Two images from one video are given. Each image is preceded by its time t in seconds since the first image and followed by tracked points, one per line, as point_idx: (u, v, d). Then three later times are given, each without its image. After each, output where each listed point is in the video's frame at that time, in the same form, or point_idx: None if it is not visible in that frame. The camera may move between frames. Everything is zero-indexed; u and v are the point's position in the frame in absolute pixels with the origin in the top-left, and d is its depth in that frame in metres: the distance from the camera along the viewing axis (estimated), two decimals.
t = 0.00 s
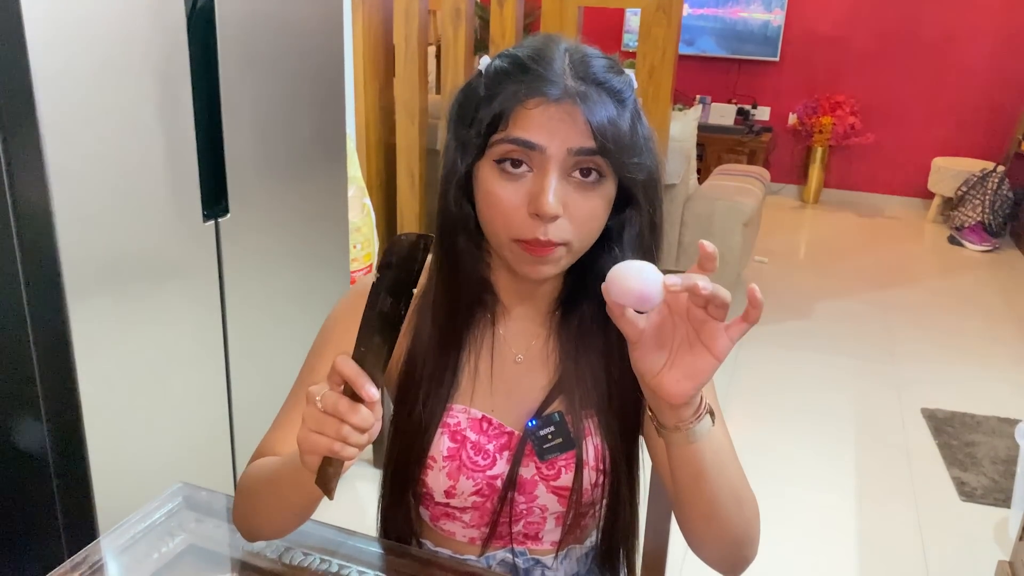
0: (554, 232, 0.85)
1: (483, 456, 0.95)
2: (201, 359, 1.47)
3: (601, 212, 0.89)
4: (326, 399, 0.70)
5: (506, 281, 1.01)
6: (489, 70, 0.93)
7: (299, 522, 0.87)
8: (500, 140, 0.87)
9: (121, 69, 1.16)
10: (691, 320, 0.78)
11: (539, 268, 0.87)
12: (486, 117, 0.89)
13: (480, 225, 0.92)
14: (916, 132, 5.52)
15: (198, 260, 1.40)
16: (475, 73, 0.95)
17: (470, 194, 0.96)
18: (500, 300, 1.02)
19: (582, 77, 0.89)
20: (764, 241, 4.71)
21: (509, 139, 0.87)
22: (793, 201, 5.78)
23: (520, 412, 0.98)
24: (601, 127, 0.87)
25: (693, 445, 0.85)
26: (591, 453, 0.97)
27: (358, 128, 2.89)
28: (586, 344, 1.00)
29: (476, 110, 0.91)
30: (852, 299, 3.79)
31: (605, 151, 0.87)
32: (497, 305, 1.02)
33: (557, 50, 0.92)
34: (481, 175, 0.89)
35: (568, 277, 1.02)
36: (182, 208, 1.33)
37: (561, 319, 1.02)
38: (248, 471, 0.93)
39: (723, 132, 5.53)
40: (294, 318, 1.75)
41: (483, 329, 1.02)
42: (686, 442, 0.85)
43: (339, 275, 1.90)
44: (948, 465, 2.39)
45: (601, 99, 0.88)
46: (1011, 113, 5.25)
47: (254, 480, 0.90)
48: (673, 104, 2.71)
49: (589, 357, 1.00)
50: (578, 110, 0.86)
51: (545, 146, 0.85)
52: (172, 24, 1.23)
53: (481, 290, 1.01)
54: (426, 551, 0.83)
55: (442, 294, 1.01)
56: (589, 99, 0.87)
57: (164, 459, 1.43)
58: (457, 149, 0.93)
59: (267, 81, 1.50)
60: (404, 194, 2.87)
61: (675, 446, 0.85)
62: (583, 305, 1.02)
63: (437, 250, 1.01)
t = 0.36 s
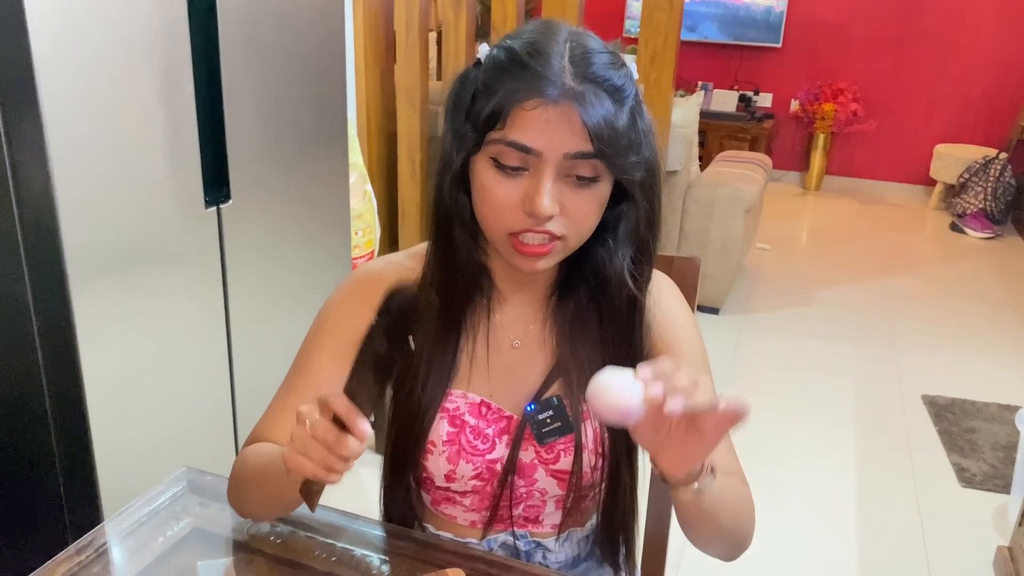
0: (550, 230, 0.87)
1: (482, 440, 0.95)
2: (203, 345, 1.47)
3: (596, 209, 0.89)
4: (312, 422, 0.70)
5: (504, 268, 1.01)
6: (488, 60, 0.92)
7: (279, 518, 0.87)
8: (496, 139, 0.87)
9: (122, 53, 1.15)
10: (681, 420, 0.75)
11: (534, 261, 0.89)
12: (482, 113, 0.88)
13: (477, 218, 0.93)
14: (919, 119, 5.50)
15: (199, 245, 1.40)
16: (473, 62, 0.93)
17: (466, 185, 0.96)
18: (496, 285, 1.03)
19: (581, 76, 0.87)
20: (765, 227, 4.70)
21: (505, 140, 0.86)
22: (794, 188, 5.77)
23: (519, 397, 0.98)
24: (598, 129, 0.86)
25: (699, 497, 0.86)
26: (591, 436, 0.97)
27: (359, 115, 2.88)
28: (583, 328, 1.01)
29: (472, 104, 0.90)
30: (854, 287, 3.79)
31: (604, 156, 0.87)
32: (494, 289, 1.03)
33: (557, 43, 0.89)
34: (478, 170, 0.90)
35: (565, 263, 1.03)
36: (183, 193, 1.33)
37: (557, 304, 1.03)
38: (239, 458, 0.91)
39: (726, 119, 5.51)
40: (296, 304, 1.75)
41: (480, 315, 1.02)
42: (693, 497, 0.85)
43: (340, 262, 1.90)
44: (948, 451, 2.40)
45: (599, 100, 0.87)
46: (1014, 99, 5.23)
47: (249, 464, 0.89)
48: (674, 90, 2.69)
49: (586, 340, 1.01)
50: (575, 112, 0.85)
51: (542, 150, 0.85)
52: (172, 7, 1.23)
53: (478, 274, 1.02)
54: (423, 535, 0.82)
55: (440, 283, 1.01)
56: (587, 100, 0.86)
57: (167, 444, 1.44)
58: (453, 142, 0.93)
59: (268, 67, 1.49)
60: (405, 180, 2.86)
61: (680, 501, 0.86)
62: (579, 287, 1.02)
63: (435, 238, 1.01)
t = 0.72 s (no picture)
0: (543, 235, 0.86)
1: (482, 419, 0.95)
2: (207, 327, 1.47)
3: (591, 213, 0.87)
4: (361, 544, 0.76)
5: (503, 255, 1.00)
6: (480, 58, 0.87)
7: (262, 497, 0.87)
8: (489, 148, 0.84)
9: (122, 33, 1.14)
10: None
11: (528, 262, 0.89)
12: (475, 119, 0.85)
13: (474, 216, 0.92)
14: (923, 100, 5.46)
15: (202, 227, 1.40)
16: (469, 57, 0.88)
17: (464, 182, 0.94)
18: (495, 269, 1.02)
19: (577, 82, 0.82)
20: (768, 210, 4.68)
21: (498, 149, 0.83)
22: (797, 170, 5.74)
23: (519, 376, 0.98)
24: (594, 140, 0.82)
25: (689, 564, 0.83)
26: (590, 416, 0.97)
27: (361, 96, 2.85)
28: (583, 311, 0.99)
29: (466, 106, 0.86)
30: (857, 269, 3.78)
31: (598, 168, 0.83)
32: (493, 273, 1.03)
33: (553, 43, 0.83)
34: (473, 173, 0.87)
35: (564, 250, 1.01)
36: (185, 175, 1.32)
37: (557, 288, 1.01)
38: (236, 433, 0.92)
39: (729, 100, 5.47)
40: (298, 286, 1.74)
41: (479, 299, 1.02)
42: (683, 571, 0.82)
43: (342, 244, 1.89)
44: (949, 433, 2.41)
45: (595, 109, 0.82)
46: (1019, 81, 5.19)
47: (250, 434, 0.91)
48: (678, 72, 2.67)
49: (584, 321, 0.99)
50: (568, 126, 0.81)
51: (534, 163, 0.82)
52: None
53: (476, 262, 1.01)
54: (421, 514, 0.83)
55: (437, 278, 1.00)
56: (582, 112, 0.81)
57: (171, 426, 1.44)
58: (448, 142, 0.90)
59: (270, 47, 1.48)
60: (407, 163, 2.85)
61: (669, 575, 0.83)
62: (578, 271, 1.01)
63: (432, 231, 1.00)
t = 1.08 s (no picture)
0: (544, 204, 0.85)
1: (487, 377, 0.97)
2: (212, 289, 1.48)
3: (591, 179, 0.86)
4: (388, 499, 0.76)
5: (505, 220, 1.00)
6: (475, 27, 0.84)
7: (288, 453, 0.89)
8: (488, 118, 0.82)
9: None
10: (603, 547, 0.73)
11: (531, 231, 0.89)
12: (472, 90, 0.83)
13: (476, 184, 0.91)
14: (927, 63, 5.41)
15: (205, 189, 1.40)
16: (464, 25, 0.86)
17: (465, 152, 0.93)
18: (497, 231, 1.02)
19: (572, 49, 0.80)
20: (770, 174, 4.66)
21: (496, 120, 0.81)
22: (800, 134, 5.71)
23: (522, 336, 0.99)
24: (592, 108, 0.80)
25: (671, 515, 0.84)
26: (592, 374, 0.98)
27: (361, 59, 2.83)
28: (585, 272, 1.00)
29: (463, 76, 0.84)
30: (859, 233, 3.78)
31: (595, 137, 0.81)
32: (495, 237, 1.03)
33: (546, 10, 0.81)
34: (473, 144, 0.86)
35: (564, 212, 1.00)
36: (187, 137, 1.32)
37: (558, 248, 1.01)
38: (263, 390, 0.95)
39: (733, 63, 5.41)
40: (301, 249, 1.75)
41: (481, 262, 1.01)
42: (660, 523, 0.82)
43: (344, 207, 1.90)
44: (947, 394, 2.43)
45: (592, 76, 0.80)
46: None
47: (276, 390, 0.94)
48: (681, 35, 2.65)
49: (585, 281, 0.99)
50: (565, 95, 0.79)
51: (533, 133, 0.80)
52: None
53: (478, 228, 1.00)
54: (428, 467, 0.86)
55: (439, 245, 0.99)
56: (578, 79, 0.79)
57: (179, 387, 1.45)
58: (446, 112, 0.89)
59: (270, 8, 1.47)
60: (407, 126, 2.83)
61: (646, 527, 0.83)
62: (578, 233, 1.00)
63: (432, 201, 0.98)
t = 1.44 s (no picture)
0: (544, 191, 0.87)
1: (486, 356, 0.99)
2: (213, 268, 1.49)
3: (589, 167, 0.87)
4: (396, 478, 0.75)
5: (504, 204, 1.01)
6: (477, 20, 0.85)
7: (295, 430, 0.91)
8: (491, 110, 0.83)
9: None
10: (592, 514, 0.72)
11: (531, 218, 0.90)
12: (476, 82, 0.83)
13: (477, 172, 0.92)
14: (927, 36, 5.37)
15: (206, 169, 1.41)
16: (467, 15, 0.86)
17: (467, 141, 0.93)
18: (497, 216, 1.03)
19: (574, 42, 0.81)
20: (768, 149, 4.66)
21: (499, 112, 0.82)
22: (798, 108, 5.69)
23: (521, 316, 1.01)
24: (593, 100, 0.81)
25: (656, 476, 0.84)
26: (589, 352, 1.00)
27: (358, 34, 2.81)
28: (581, 254, 1.01)
29: (466, 67, 0.85)
30: (855, 209, 3.79)
31: (595, 127, 0.82)
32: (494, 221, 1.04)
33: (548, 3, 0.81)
34: (475, 133, 0.87)
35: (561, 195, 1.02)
36: (188, 118, 1.33)
37: (555, 230, 1.03)
38: (267, 368, 0.97)
39: (731, 36, 5.38)
40: (300, 227, 1.76)
41: (481, 245, 1.03)
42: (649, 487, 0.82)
43: (343, 185, 1.90)
44: (940, 369, 2.46)
45: (593, 69, 0.81)
46: None
47: (280, 368, 0.96)
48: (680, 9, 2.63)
49: (582, 262, 1.01)
50: (568, 87, 0.79)
51: (535, 124, 0.81)
52: None
53: (479, 213, 1.01)
54: (428, 444, 0.88)
55: (439, 229, 1.00)
56: (581, 72, 0.80)
57: (183, 365, 1.48)
58: (449, 102, 0.89)
59: None
60: (406, 103, 2.83)
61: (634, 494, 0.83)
62: (575, 216, 1.02)
63: (435, 187, 0.99)
